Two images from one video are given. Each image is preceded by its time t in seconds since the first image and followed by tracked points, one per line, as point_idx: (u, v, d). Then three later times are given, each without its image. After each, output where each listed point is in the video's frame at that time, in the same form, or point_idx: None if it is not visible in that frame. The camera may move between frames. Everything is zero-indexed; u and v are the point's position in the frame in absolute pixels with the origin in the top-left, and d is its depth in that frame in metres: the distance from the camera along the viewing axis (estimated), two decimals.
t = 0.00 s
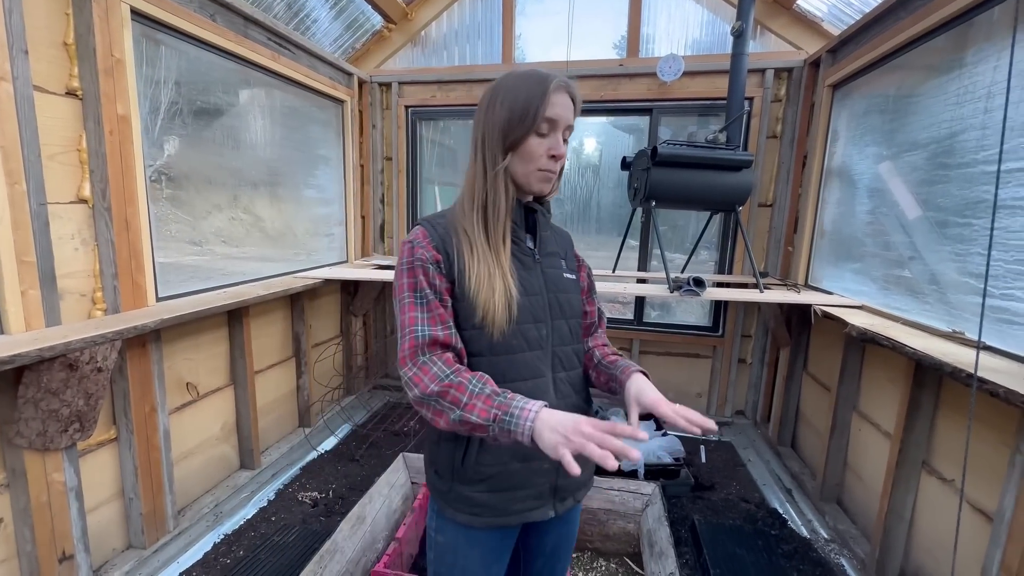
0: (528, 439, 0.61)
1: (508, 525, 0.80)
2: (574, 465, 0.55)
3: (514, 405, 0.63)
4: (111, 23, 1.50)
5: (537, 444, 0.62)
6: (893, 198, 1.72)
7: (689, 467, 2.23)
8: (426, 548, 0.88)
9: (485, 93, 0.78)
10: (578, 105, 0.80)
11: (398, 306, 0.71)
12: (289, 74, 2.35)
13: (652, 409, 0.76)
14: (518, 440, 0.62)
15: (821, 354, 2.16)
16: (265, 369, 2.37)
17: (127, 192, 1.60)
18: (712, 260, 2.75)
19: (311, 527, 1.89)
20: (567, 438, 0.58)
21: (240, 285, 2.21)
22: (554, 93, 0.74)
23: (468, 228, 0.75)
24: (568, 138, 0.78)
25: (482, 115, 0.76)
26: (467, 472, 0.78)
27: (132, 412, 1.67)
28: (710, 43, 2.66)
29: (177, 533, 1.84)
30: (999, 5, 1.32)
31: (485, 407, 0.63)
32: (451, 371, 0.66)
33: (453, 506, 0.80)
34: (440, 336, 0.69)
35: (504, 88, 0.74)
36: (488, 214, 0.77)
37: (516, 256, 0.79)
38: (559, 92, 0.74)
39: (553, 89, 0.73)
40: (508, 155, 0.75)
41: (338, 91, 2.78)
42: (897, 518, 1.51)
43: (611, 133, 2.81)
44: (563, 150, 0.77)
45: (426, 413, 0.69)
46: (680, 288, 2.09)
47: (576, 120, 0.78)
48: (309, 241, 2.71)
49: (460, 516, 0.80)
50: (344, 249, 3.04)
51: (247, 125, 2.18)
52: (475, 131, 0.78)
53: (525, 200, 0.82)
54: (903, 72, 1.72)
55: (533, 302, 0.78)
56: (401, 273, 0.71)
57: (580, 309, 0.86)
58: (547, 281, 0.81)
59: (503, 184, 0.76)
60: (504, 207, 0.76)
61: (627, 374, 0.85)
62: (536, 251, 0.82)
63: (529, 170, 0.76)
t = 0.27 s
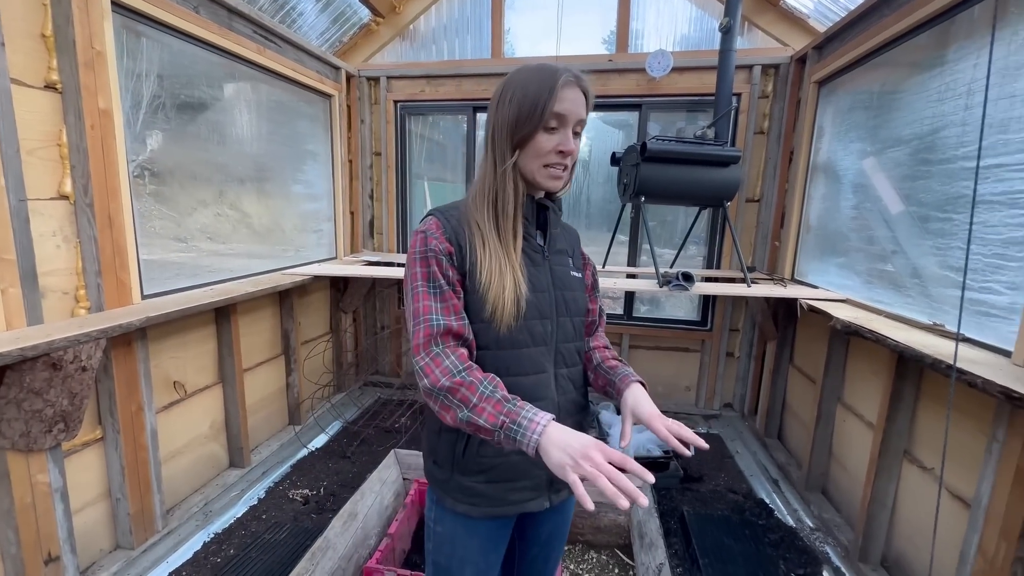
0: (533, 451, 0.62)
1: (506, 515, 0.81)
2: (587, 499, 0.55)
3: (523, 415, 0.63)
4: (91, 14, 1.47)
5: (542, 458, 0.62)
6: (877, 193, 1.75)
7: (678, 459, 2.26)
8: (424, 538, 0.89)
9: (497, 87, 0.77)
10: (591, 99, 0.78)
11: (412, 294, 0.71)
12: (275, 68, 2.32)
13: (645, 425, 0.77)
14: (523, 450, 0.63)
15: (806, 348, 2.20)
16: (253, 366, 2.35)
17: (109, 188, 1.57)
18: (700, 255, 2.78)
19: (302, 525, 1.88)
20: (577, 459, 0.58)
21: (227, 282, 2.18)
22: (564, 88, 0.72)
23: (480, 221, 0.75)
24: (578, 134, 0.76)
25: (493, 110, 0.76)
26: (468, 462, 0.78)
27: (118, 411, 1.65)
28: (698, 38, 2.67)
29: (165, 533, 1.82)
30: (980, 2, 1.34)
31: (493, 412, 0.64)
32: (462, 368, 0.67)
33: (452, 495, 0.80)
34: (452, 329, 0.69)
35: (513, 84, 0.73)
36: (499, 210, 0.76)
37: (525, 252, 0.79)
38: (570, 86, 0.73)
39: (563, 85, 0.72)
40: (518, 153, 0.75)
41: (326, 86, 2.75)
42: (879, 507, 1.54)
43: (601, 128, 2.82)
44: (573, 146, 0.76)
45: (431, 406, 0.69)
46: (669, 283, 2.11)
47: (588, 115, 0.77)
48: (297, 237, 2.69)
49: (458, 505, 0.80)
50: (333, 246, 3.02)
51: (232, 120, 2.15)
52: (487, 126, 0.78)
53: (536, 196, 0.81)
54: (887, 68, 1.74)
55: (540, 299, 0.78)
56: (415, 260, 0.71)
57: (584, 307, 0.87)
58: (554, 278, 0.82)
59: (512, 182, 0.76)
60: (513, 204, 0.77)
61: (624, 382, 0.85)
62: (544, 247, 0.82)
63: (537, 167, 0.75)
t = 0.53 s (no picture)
0: (522, 431, 0.63)
1: (500, 502, 0.82)
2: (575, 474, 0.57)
3: (511, 398, 0.64)
4: (65, 3, 1.43)
5: (531, 437, 0.64)
6: (855, 187, 1.80)
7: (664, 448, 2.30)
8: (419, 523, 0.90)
9: (494, 80, 0.78)
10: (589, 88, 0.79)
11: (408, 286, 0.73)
12: (257, 60, 2.29)
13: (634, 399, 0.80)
14: (513, 432, 0.64)
15: (787, 338, 2.25)
16: (239, 363, 2.33)
17: (88, 182, 1.54)
18: (685, 248, 2.82)
19: (292, 520, 1.87)
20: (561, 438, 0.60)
21: (211, 278, 2.15)
22: (560, 78, 0.73)
23: (480, 214, 0.76)
24: (576, 124, 0.77)
25: (492, 105, 0.76)
26: (463, 451, 0.80)
27: (101, 409, 1.62)
28: (682, 33, 2.69)
29: (152, 531, 1.81)
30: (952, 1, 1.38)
31: (483, 397, 0.65)
32: (453, 356, 0.68)
33: (447, 483, 0.82)
34: (446, 319, 0.70)
35: (510, 76, 0.74)
36: (498, 203, 0.77)
37: (525, 245, 0.80)
38: (567, 77, 0.74)
39: (559, 76, 0.73)
40: (516, 144, 0.76)
41: (309, 79, 2.72)
42: (856, 490, 1.59)
43: (586, 123, 2.84)
44: (572, 136, 0.76)
45: (424, 394, 0.70)
46: (654, 276, 2.14)
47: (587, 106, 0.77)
48: (282, 232, 2.66)
49: (453, 492, 0.82)
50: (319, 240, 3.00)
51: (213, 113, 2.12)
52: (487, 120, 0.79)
53: (535, 187, 0.82)
54: (863, 65, 1.79)
55: (539, 292, 0.79)
56: (412, 253, 0.72)
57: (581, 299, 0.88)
58: (552, 270, 0.83)
59: (511, 174, 0.77)
60: (513, 196, 0.77)
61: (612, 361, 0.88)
62: (543, 241, 0.83)
63: (536, 159, 0.76)
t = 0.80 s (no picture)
0: (494, 418, 0.67)
1: (488, 478, 0.87)
2: (543, 457, 0.61)
3: (486, 387, 0.68)
4: None
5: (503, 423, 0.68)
6: (825, 178, 1.87)
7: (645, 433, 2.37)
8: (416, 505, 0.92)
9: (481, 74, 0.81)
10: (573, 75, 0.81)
11: (401, 274, 0.76)
12: (234, 49, 2.25)
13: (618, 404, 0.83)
14: (486, 418, 0.68)
15: (761, 325, 2.33)
16: (221, 358, 2.31)
17: (63, 174, 1.51)
18: (664, 239, 2.89)
19: (280, 512, 1.88)
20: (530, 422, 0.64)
21: (190, 272, 2.13)
22: (542, 66, 0.75)
23: (468, 207, 0.78)
24: (561, 110, 0.79)
25: (477, 97, 0.80)
26: (453, 429, 0.84)
27: (82, 404, 1.60)
28: (660, 27, 2.73)
29: (137, 527, 1.79)
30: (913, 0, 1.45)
31: (460, 386, 0.69)
32: (436, 345, 0.72)
33: (437, 459, 0.86)
34: (433, 310, 0.74)
35: (495, 68, 0.77)
36: (486, 196, 0.79)
37: (515, 237, 0.82)
38: (548, 64, 0.76)
39: (541, 63, 0.75)
40: (504, 134, 0.78)
41: (288, 68, 2.69)
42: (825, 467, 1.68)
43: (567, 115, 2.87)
44: (558, 122, 0.78)
45: (411, 377, 0.75)
46: (635, 266, 2.20)
47: (571, 91, 0.79)
48: (262, 224, 2.64)
49: (443, 469, 0.86)
50: (300, 233, 2.98)
51: (188, 103, 2.09)
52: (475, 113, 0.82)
53: (527, 176, 0.84)
54: (833, 61, 1.86)
55: (527, 283, 0.82)
56: (404, 244, 0.75)
57: (573, 290, 0.90)
58: (543, 262, 0.85)
59: (500, 162, 0.79)
60: (501, 184, 0.79)
61: (603, 370, 0.91)
62: (535, 233, 0.85)
63: (523, 147, 0.78)
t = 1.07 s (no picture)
0: (475, 394, 0.71)
1: (471, 458, 0.90)
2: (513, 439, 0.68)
3: (468, 364, 0.72)
4: None
5: (484, 399, 0.71)
6: (791, 168, 1.96)
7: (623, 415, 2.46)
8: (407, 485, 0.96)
9: (476, 64, 0.83)
10: (566, 71, 0.83)
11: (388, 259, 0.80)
12: (205, 35, 2.20)
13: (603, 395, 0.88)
14: (469, 393, 0.72)
15: (732, 310, 2.43)
16: (199, 351, 2.28)
17: (31, 163, 1.47)
18: (640, 228, 2.96)
19: (266, 501, 1.89)
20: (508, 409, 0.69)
21: (165, 263, 2.09)
22: (536, 62, 0.78)
23: (456, 195, 0.81)
24: (554, 106, 0.82)
25: (472, 87, 0.82)
26: (436, 410, 0.87)
27: (57, 399, 1.57)
28: (635, 18, 2.78)
29: (118, 521, 1.78)
30: None
31: (443, 363, 0.72)
32: (421, 326, 0.75)
33: (422, 440, 0.89)
34: (418, 291, 0.77)
35: (490, 61, 0.79)
36: (474, 186, 0.82)
37: (502, 226, 0.85)
38: (542, 60, 0.78)
39: (535, 59, 0.77)
40: (495, 126, 0.82)
41: (261, 55, 2.64)
42: (791, 442, 1.78)
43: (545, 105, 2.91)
44: (549, 119, 0.81)
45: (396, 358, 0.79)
46: (613, 254, 2.26)
47: (564, 87, 0.82)
48: (237, 215, 2.60)
49: (428, 449, 0.89)
50: (277, 224, 2.95)
51: (158, 91, 2.04)
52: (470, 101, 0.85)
53: (519, 169, 0.88)
54: (799, 55, 1.94)
55: (512, 272, 0.85)
56: (392, 228, 0.78)
57: (558, 279, 0.94)
58: (529, 251, 0.88)
59: (490, 154, 0.82)
60: (490, 176, 0.83)
61: (589, 355, 0.96)
62: (522, 223, 0.88)
63: (515, 139, 0.81)
